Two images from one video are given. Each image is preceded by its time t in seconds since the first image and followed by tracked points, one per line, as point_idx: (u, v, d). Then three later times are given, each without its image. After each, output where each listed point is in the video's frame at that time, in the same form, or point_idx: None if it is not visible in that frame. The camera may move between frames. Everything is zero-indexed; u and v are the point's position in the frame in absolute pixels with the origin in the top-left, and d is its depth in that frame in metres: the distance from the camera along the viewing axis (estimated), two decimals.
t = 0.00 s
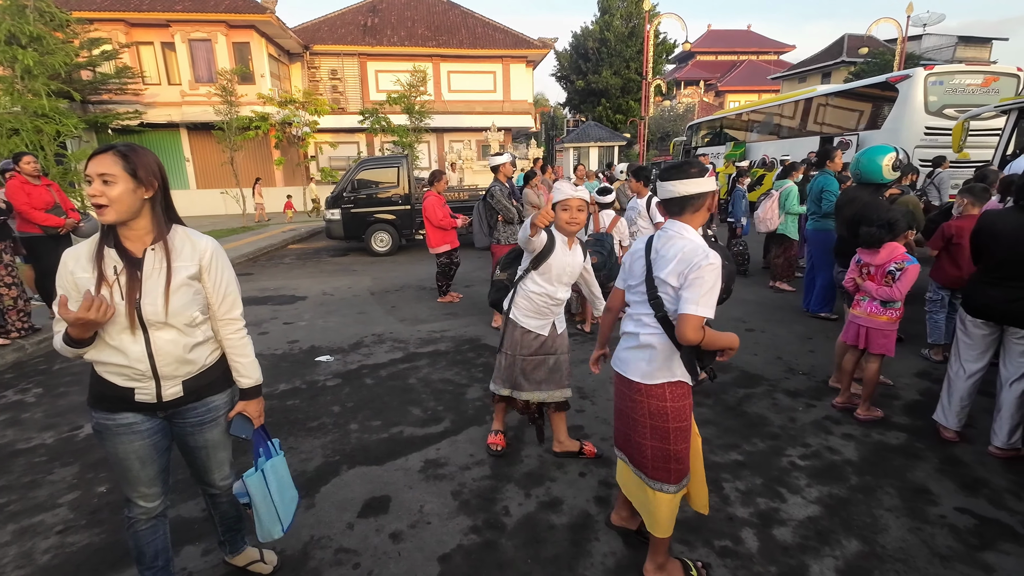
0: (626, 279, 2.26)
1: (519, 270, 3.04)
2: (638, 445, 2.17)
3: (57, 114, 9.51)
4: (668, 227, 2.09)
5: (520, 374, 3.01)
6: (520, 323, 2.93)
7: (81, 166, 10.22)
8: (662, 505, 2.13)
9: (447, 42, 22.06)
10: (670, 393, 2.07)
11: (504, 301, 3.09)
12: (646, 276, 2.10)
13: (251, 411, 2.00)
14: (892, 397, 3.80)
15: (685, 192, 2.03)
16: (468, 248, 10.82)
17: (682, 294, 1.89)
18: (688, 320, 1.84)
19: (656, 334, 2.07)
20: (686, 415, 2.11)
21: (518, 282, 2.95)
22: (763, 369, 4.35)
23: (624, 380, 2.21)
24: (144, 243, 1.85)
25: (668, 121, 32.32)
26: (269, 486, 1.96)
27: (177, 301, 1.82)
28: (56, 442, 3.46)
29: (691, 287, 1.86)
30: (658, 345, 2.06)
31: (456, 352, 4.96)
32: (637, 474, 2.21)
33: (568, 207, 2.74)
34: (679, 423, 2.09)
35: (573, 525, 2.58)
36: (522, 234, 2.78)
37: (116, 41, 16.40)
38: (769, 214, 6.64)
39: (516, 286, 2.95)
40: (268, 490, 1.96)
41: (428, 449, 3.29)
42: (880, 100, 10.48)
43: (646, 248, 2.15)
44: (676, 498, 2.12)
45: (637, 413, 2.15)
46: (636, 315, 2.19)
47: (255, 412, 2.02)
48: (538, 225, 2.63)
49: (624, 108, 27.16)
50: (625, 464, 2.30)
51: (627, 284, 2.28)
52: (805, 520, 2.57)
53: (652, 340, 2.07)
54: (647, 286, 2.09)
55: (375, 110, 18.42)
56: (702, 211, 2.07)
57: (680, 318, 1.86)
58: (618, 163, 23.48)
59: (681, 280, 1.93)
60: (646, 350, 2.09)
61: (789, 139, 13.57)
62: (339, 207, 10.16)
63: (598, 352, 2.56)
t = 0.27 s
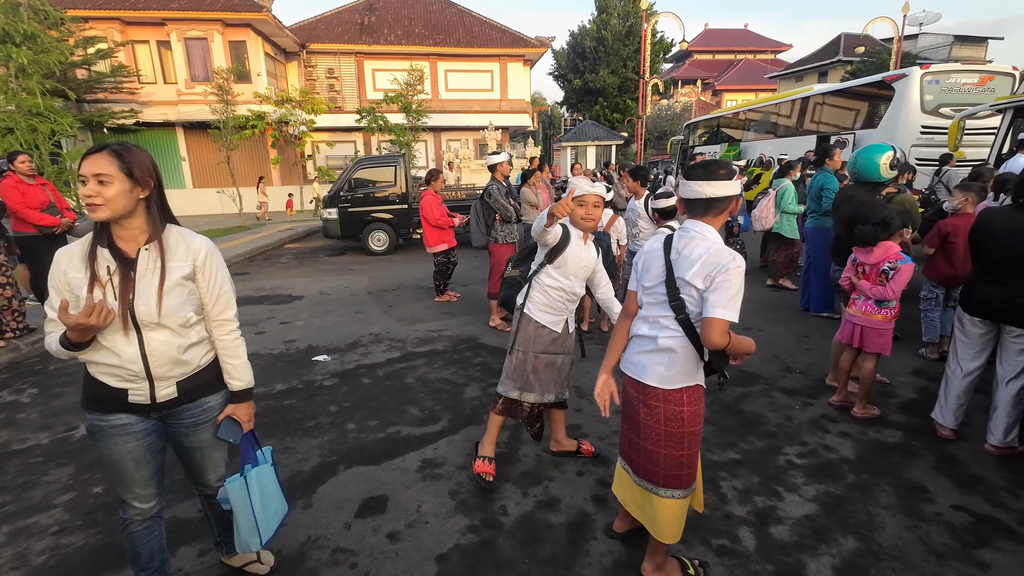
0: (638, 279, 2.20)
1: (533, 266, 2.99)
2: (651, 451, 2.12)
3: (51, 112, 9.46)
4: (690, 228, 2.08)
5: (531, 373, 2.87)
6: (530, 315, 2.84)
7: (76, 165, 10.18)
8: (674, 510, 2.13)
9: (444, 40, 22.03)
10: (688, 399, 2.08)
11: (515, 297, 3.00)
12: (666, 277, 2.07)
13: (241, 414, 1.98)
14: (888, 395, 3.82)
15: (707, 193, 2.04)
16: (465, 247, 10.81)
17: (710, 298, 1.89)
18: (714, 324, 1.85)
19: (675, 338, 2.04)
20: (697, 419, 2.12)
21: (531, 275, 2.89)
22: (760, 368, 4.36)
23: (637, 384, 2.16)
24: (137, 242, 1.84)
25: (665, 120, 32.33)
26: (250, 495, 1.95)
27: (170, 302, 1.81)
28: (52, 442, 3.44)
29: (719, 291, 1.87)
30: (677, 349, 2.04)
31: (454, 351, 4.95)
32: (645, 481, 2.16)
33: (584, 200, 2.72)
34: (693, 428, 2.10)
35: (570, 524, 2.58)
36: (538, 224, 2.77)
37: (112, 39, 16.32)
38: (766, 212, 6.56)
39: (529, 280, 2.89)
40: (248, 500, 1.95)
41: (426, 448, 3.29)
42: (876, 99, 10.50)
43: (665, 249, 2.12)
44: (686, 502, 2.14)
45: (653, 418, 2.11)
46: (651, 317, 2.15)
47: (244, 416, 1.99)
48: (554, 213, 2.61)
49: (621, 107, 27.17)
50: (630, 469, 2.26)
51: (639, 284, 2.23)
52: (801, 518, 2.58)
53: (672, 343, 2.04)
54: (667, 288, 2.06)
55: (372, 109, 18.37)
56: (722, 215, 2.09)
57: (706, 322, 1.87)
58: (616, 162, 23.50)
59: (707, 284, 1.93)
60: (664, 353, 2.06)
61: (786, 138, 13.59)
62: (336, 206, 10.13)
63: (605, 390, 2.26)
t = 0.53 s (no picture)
0: (646, 277, 2.20)
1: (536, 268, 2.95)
2: (653, 447, 2.11)
3: (44, 111, 9.40)
4: (697, 227, 2.10)
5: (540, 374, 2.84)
6: (541, 321, 2.81)
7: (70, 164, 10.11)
8: (676, 505, 2.11)
9: (440, 39, 21.99)
10: (691, 394, 2.07)
11: (519, 299, 2.95)
12: (675, 275, 2.07)
13: (225, 417, 1.93)
14: (884, 393, 3.83)
15: (715, 194, 2.06)
16: (462, 246, 10.81)
17: (728, 296, 1.94)
18: (735, 321, 1.91)
19: (684, 336, 2.05)
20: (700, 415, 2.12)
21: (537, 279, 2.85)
22: (757, 366, 4.37)
23: (640, 381, 2.16)
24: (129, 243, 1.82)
25: (662, 119, 32.36)
26: (236, 498, 1.89)
27: (164, 302, 1.79)
28: (46, 443, 3.42)
29: (737, 289, 1.92)
30: (685, 346, 2.04)
31: (451, 350, 4.95)
32: (647, 478, 2.14)
33: (593, 203, 2.69)
34: (696, 424, 2.09)
35: (568, 523, 2.58)
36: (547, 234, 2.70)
37: (106, 37, 16.23)
38: (766, 212, 6.51)
39: (536, 283, 2.84)
40: (234, 504, 1.89)
41: (423, 448, 3.28)
42: (872, 98, 10.55)
43: (673, 247, 2.12)
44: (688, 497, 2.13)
45: (655, 413, 2.11)
46: (658, 315, 2.15)
47: (228, 418, 1.94)
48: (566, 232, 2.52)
49: (618, 106, 27.18)
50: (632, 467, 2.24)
51: (643, 282, 2.22)
52: (798, 516, 2.58)
53: (681, 340, 2.04)
54: (677, 285, 2.06)
55: (368, 108, 18.31)
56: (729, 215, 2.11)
57: (727, 320, 1.92)
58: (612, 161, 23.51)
59: (722, 281, 1.97)
60: (671, 351, 2.05)
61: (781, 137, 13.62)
62: (332, 205, 10.09)
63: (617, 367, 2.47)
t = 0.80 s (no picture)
0: (642, 276, 2.25)
1: (543, 283, 2.82)
2: (674, 435, 2.15)
3: (35, 109, 9.31)
4: (684, 222, 2.14)
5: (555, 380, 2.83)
6: (574, 333, 2.78)
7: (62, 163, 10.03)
8: (697, 488, 2.17)
9: (436, 38, 21.92)
10: (705, 381, 2.13)
11: (535, 316, 2.82)
12: (671, 271, 2.12)
13: (209, 401, 1.87)
14: (877, 391, 3.85)
15: (698, 189, 2.11)
16: (457, 245, 10.79)
17: (721, 282, 1.97)
18: (730, 306, 1.95)
19: (690, 326, 2.10)
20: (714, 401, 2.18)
21: (555, 295, 2.75)
22: (752, 364, 4.38)
23: (654, 375, 2.20)
24: (117, 244, 1.80)
25: (657, 118, 32.39)
26: (222, 486, 1.88)
27: (165, 302, 1.83)
28: (38, 444, 3.39)
29: (730, 275, 1.95)
30: (693, 337, 2.10)
31: (447, 349, 4.94)
32: (671, 464, 2.17)
33: (589, 201, 2.66)
34: (712, 410, 2.15)
35: (564, 522, 2.58)
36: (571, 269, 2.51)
37: (98, 35, 16.09)
38: (771, 210, 6.73)
39: (555, 300, 2.74)
40: (221, 491, 1.88)
41: (419, 447, 3.28)
42: (866, 97, 10.60)
43: (664, 245, 2.17)
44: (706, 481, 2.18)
45: (672, 404, 2.15)
46: (660, 309, 2.19)
47: (212, 402, 1.89)
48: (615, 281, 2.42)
49: (614, 105, 27.18)
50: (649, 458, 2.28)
51: (642, 282, 2.26)
52: (793, 514, 2.59)
53: (686, 333, 2.10)
54: (675, 280, 2.10)
55: (363, 106, 18.23)
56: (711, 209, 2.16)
57: (723, 306, 1.96)
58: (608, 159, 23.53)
59: (715, 269, 2.01)
60: (680, 342, 2.10)
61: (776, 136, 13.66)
62: (327, 204, 10.05)
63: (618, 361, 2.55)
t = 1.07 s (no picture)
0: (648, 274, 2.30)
1: (562, 295, 2.79)
2: (693, 426, 2.24)
3: (24, 107, 9.20)
4: (683, 218, 2.24)
5: (568, 383, 2.87)
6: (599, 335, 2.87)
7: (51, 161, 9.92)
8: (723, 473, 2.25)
9: (430, 35, 21.84)
10: (719, 370, 2.22)
11: (557, 326, 2.81)
12: (678, 266, 2.20)
13: (192, 369, 1.92)
14: (870, 388, 3.88)
15: (688, 188, 2.19)
16: (452, 244, 10.77)
17: (729, 271, 2.08)
18: (737, 293, 2.06)
19: (701, 318, 2.18)
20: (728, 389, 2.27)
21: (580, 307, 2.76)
22: (746, 362, 4.40)
23: (671, 370, 2.26)
24: (94, 245, 1.80)
25: (652, 117, 32.43)
26: (204, 465, 1.86)
27: (155, 299, 1.89)
28: (28, 446, 3.36)
29: (737, 263, 2.07)
30: (707, 328, 2.18)
31: (441, 348, 4.93)
32: (693, 454, 2.27)
33: (609, 203, 2.68)
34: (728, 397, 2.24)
35: (559, 521, 2.58)
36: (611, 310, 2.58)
37: (88, 32, 15.91)
38: (776, 209, 6.32)
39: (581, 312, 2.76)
40: (202, 471, 1.86)
41: (413, 446, 3.27)
42: (858, 96, 10.66)
43: (666, 243, 2.25)
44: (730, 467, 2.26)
45: (689, 395, 2.23)
46: (670, 305, 2.26)
47: (194, 370, 1.93)
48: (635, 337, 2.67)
49: (608, 103, 27.19)
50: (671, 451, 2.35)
51: (648, 280, 2.34)
52: (786, 510, 2.61)
53: (700, 325, 2.18)
54: (682, 275, 2.19)
55: (357, 105, 18.14)
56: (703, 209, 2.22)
57: (731, 294, 2.07)
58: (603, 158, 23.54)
59: (722, 259, 2.11)
60: (695, 335, 2.18)
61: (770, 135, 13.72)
62: (321, 203, 10.00)
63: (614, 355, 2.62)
